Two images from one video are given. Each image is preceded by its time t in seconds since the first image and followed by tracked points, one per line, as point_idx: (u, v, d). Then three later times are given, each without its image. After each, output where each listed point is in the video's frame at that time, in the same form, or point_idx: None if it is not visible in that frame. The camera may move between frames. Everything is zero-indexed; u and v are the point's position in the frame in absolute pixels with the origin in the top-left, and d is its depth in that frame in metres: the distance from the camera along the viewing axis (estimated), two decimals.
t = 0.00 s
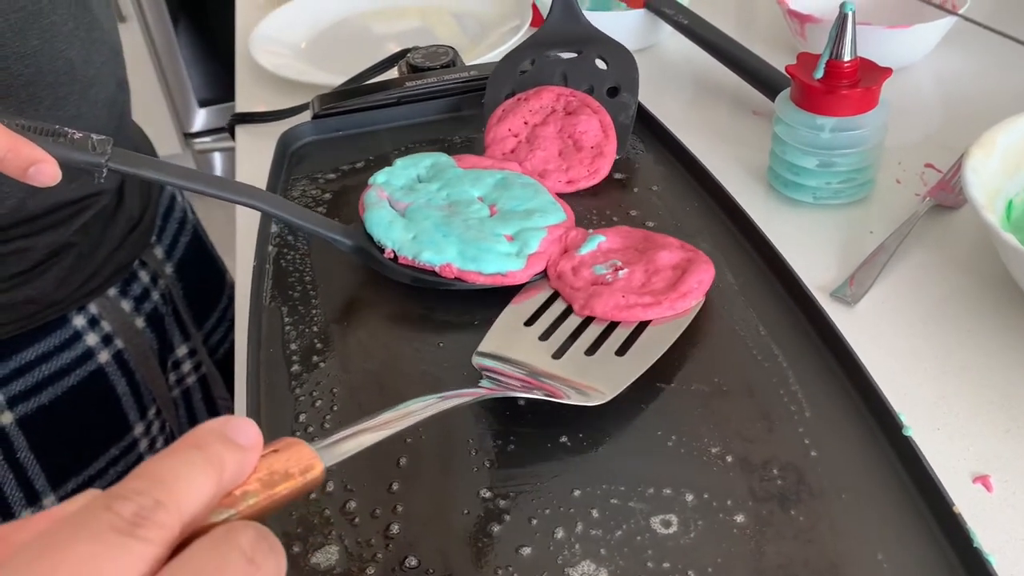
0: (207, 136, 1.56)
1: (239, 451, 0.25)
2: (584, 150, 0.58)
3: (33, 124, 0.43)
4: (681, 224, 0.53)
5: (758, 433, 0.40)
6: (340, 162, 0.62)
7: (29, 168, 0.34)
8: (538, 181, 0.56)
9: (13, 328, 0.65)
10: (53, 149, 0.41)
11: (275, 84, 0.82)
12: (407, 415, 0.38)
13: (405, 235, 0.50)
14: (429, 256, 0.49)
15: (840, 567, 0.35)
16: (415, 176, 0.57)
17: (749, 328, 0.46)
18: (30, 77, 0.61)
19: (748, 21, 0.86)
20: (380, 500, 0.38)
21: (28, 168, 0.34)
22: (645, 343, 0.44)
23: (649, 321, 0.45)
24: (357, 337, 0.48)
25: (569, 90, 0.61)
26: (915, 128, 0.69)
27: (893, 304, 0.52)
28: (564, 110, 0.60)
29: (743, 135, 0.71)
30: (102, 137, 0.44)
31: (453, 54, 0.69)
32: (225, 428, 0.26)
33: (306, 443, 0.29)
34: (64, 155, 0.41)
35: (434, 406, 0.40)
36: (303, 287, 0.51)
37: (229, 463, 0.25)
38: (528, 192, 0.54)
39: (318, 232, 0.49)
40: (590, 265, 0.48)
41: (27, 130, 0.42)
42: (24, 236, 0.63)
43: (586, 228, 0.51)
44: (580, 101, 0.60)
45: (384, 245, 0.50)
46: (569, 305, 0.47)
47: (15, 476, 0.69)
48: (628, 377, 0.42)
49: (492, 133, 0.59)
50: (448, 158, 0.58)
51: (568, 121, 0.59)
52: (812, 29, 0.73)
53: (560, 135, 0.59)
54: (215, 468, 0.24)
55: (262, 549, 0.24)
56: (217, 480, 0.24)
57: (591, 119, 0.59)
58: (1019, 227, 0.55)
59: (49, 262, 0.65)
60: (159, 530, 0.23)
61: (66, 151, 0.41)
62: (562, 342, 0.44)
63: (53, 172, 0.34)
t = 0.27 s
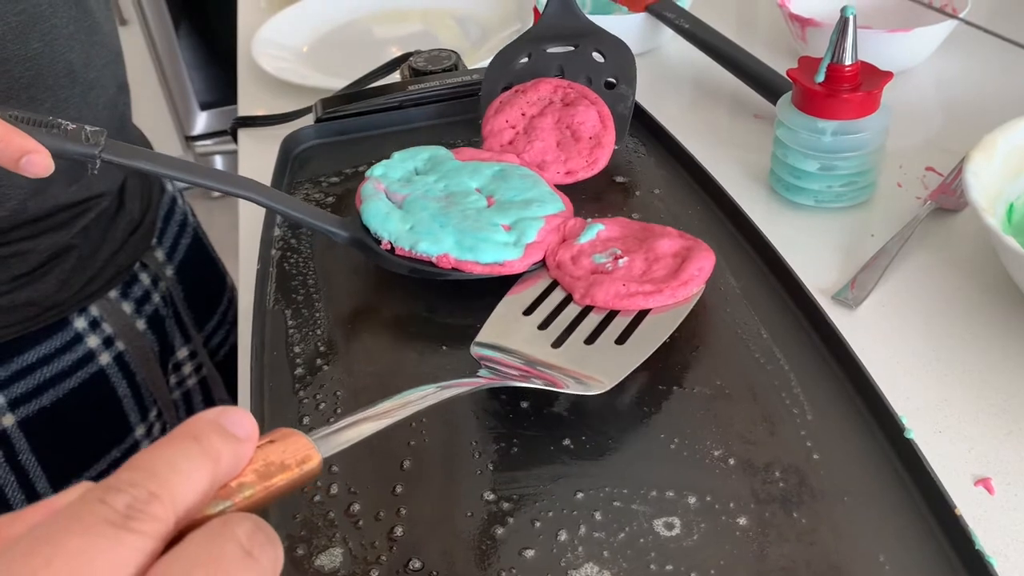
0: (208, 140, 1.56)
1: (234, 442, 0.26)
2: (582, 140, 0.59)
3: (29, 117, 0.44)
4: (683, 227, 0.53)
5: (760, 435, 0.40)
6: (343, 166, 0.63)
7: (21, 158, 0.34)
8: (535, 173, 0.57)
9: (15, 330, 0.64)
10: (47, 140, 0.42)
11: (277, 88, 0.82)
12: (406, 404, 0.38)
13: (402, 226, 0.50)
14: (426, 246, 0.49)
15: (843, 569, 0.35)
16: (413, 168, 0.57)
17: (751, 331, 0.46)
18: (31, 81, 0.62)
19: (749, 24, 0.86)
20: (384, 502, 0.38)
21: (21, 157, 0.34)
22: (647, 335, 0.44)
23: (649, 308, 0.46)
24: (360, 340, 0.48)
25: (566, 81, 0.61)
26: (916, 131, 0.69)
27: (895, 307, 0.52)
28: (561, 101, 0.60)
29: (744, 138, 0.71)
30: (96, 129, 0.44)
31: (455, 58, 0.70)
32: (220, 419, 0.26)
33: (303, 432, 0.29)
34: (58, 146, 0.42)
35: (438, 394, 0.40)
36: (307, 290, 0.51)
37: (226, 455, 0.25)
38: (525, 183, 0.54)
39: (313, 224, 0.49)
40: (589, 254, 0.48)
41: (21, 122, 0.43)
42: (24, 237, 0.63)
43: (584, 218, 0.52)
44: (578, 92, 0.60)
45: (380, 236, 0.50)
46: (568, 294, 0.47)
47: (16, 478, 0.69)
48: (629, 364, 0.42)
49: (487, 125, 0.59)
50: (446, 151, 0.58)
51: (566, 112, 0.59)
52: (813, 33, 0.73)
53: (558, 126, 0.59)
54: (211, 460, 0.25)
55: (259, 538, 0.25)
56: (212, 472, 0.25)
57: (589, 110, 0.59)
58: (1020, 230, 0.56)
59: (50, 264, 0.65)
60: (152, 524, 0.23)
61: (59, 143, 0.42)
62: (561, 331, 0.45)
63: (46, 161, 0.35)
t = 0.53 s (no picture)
0: (208, 143, 1.56)
1: (208, 423, 0.26)
2: (571, 131, 0.59)
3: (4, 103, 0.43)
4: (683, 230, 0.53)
5: (760, 438, 0.40)
6: (343, 170, 0.63)
7: None
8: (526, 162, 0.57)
9: (9, 329, 0.65)
10: (21, 126, 0.41)
11: (277, 91, 0.82)
12: (406, 383, 0.39)
13: (386, 214, 0.50)
14: (411, 234, 0.49)
15: (843, 572, 0.35)
16: (399, 158, 0.57)
17: (750, 333, 0.46)
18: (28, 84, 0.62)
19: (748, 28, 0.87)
20: (385, 506, 0.38)
21: None
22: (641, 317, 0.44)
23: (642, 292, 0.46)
24: (360, 344, 0.48)
25: (555, 74, 0.62)
26: (915, 134, 0.69)
27: (894, 310, 0.52)
28: (551, 93, 0.61)
29: (743, 141, 0.71)
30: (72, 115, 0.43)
31: (455, 61, 0.70)
32: (195, 401, 0.26)
33: (282, 417, 0.29)
34: (32, 131, 0.42)
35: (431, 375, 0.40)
36: (307, 294, 0.51)
37: (198, 436, 0.26)
38: (513, 170, 0.54)
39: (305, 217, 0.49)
40: (580, 239, 0.49)
41: None
42: (20, 237, 0.64)
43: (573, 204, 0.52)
44: (567, 84, 0.61)
45: (365, 224, 0.50)
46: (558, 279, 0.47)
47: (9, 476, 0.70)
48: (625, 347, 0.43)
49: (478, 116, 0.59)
50: (432, 142, 0.58)
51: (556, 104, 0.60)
52: (812, 36, 0.73)
53: (547, 117, 0.60)
54: (184, 440, 0.25)
55: (232, 522, 0.24)
56: (184, 453, 0.25)
57: (579, 102, 0.60)
58: (1019, 233, 0.56)
59: (45, 263, 0.65)
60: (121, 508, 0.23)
61: (34, 129, 0.42)
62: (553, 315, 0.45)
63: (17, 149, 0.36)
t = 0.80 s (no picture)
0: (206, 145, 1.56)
1: (147, 388, 0.27)
2: (554, 119, 0.59)
3: None
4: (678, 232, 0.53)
5: (754, 439, 0.40)
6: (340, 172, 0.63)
7: None
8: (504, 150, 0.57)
9: None
10: None
11: (274, 94, 0.82)
12: (387, 355, 0.39)
13: (361, 198, 0.49)
14: (386, 219, 0.48)
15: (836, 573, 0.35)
16: (376, 143, 0.57)
17: (745, 335, 0.46)
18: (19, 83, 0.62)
19: (744, 30, 0.87)
20: (380, 508, 0.38)
21: None
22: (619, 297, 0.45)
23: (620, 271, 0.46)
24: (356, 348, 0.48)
25: (537, 64, 0.62)
26: (910, 136, 0.69)
27: (888, 311, 0.53)
28: (533, 82, 0.61)
29: (739, 143, 0.72)
30: (37, 92, 0.40)
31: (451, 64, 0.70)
32: (135, 365, 0.27)
33: (233, 388, 0.30)
34: None
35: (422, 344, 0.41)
36: (303, 297, 0.51)
37: (133, 400, 0.26)
38: (492, 157, 0.54)
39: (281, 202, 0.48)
40: (559, 222, 0.49)
41: None
42: None
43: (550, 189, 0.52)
44: (549, 74, 0.61)
45: (339, 209, 0.49)
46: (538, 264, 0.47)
47: None
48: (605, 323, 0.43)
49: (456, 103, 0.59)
50: (411, 127, 0.58)
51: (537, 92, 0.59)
52: (807, 38, 0.74)
53: (529, 105, 0.59)
54: (116, 403, 0.26)
55: (166, 487, 0.25)
56: (115, 415, 0.26)
57: (561, 91, 0.60)
58: (1014, 234, 0.56)
59: (18, 246, 0.63)
60: (43, 466, 0.24)
61: None
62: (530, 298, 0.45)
63: None
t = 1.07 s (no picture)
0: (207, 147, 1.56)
1: (95, 350, 0.27)
2: (532, 101, 0.61)
3: None
4: (682, 232, 0.53)
5: (759, 438, 0.40)
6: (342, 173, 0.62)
7: None
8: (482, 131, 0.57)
9: None
10: None
11: (276, 95, 0.82)
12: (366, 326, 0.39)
13: (331, 179, 0.49)
14: (355, 200, 0.48)
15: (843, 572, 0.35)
16: (350, 123, 0.57)
17: (750, 334, 0.46)
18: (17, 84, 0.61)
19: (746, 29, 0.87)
20: (385, 508, 0.38)
21: None
22: (594, 275, 0.45)
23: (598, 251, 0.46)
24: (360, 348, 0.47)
25: (512, 49, 0.64)
26: (913, 135, 0.69)
27: (893, 310, 0.53)
28: (509, 65, 0.62)
29: (742, 142, 0.72)
30: None
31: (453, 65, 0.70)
32: (81, 329, 0.27)
33: (190, 355, 0.31)
34: None
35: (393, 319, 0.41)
36: (306, 298, 0.51)
37: (79, 362, 0.26)
38: (467, 140, 0.55)
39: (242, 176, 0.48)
40: (538, 204, 0.50)
41: None
42: None
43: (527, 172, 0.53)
44: (525, 57, 0.63)
45: (308, 189, 0.49)
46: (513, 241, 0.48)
47: None
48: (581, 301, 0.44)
49: (436, 87, 0.60)
50: (386, 108, 0.58)
51: (514, 74, 0.61)
52: (809, 37, 0.74)
53: (506, 87, 0.61)
54: (61, 363, 0.26)
55: (112, 450, 0.25)
56: (60, 376, 0.25)
57: (537, 73, 0.62)
58: (1018, 233, 0.56)
59: None
60: None
61: None
62: (507, 277, 0.45)
63: None
